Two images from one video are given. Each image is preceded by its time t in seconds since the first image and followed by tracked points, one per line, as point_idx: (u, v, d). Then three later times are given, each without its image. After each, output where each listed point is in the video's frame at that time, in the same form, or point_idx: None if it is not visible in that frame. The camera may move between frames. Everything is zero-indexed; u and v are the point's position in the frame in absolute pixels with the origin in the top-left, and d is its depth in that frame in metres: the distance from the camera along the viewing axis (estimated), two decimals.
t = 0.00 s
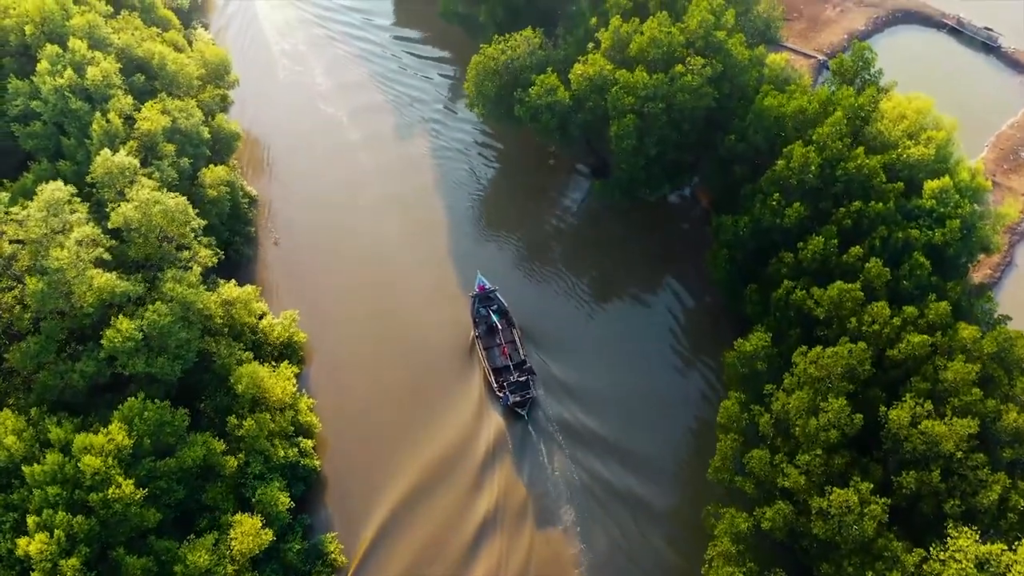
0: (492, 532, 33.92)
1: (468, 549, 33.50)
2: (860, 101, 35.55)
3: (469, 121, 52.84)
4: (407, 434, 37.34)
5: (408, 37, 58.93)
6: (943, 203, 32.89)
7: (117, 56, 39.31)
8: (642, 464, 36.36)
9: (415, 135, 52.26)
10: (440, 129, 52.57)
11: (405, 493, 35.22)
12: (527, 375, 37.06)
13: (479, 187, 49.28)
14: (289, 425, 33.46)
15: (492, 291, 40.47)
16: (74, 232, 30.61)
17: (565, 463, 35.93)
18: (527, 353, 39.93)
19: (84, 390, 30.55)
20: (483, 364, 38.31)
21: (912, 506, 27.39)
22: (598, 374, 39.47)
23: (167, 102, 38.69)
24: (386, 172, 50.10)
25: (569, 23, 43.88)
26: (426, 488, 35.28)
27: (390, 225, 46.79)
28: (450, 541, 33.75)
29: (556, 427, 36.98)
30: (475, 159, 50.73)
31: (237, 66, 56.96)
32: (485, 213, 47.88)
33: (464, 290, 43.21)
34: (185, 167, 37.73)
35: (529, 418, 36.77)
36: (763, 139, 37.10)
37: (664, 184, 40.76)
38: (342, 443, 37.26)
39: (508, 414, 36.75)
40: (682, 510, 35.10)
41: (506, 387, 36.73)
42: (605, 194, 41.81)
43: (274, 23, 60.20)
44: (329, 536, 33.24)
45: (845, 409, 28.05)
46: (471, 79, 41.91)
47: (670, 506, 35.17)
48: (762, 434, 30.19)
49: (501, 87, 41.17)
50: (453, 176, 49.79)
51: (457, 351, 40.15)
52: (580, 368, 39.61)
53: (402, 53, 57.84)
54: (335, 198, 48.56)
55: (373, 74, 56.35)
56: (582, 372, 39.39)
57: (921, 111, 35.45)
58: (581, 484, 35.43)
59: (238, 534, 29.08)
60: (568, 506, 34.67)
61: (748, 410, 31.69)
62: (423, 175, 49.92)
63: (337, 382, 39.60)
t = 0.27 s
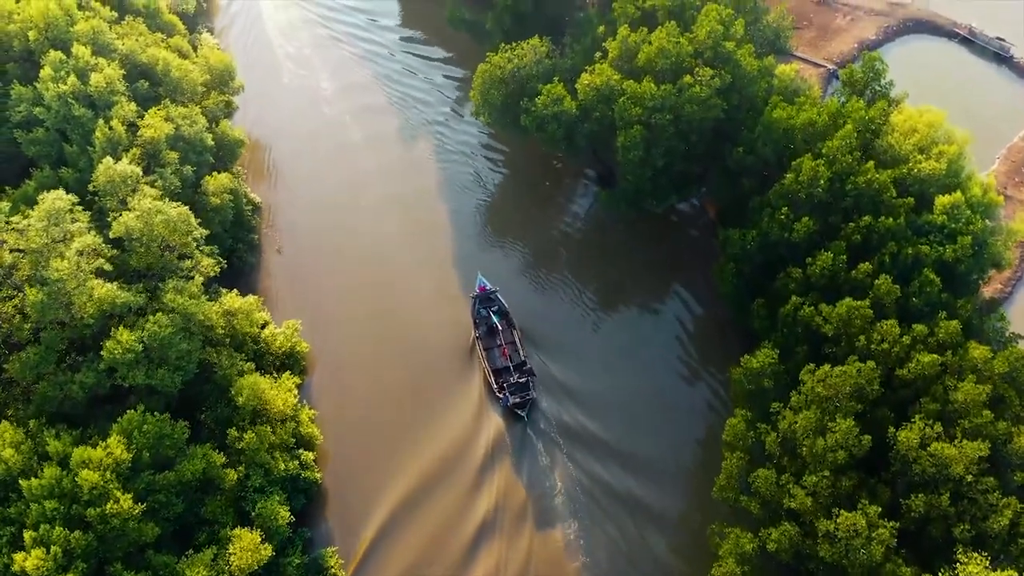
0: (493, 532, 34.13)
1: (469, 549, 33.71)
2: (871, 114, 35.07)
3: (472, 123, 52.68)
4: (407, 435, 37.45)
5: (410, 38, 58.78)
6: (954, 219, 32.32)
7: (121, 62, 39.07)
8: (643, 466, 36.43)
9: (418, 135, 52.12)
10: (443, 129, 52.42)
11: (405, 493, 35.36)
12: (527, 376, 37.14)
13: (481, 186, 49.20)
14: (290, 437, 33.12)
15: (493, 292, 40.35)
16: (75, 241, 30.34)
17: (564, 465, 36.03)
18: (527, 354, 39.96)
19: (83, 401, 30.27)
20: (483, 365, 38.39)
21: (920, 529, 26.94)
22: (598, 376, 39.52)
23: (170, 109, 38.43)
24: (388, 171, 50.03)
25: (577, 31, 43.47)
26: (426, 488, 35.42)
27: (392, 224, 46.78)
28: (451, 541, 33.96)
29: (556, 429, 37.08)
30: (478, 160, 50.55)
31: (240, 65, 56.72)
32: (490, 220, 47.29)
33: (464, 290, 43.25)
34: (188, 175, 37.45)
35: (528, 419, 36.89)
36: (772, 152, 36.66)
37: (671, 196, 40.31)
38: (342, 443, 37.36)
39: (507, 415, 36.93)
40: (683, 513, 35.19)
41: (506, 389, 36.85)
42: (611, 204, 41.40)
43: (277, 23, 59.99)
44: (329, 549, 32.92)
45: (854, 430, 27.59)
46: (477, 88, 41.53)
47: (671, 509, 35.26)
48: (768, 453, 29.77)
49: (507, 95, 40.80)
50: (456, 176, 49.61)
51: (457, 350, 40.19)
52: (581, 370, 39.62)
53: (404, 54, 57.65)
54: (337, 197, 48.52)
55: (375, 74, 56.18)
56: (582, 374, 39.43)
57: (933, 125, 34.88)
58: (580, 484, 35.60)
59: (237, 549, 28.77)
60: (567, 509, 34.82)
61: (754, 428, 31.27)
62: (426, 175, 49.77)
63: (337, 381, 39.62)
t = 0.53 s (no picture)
0: (493, 533, 34.16)
1: (468, 549, 33.75)
2: (881, 127, 34.58)
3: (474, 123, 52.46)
4: (408, 435, 37.56)
5: (413, 38, 58.60)
6: (966, 236, 31.78)
7: (125, 69, 38.84)
8: (643, 468, 36.23)
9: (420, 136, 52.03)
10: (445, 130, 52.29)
11: (406, 494, 35.46)
12: (527, 378, 37.18)
13: (485, 186, 49.06)
14: (291, 449, 32.80)
15: (493, 293, 40.39)
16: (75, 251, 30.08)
17: (563, 468, 36.00)
18: (528, 356, 39.98)
19: (83, 413, 30.02)
20: (483, 365, 38.49)
21: (929, 554, 26.48)
22: (599, 378, 39.39)
23: (174, 116, 38.19)
24: (391, 172, 50.12)
25: (584, 39, 43.08)
26: (426, 489, 35.54)
27: (394, 225, 46.90)
28: (451, 541, 34.00)
29: (555, 431, 37.03)
30: (480, 160, 50.35)
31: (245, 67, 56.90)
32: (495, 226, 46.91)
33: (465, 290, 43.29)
34: (190, 183, 37.17)
35: (528, 421, 36.90)
36: (781, 165, 36.24)
37: (678, 208, 39.84)
38: (344, 443, 37.50)
39: (507, 417, 37.01)
40: (683, 517, 34.86)
41: (506, 390, 36.98)
42: (617, 216, 40.98)
43: (283, 23, 60.11)
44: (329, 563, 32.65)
45: (862, 452, 27.14)
46: (483, 96, 41.17)
47: (671, 512, 34.96)
48: (775, 472, 29.36)
49: (513, 105, 40.42)
50: (458, 177, 49.47)
51: (457, 351, 40.32)
52: (581, 372, 39.55)
53: (407, 55, 57.52)
54: (341, 198, 48.66)
55: (378, 74, 56.11)
56: (584, 377, 39.29)
57: (944, 139, 34.34)
58: (579, 486, 35.53)
59: (235, 565, 28.44)
60: (565, 510, 34.75)
61: (761, 446, 30.87)
62: (428, 176, 49.74)
63: (339, 383, 39.77)
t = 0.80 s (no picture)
0: (494, 532, 34.11)
1: (468, 549, 33.71)
2: (892, 141, 34.10)
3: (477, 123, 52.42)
4: (408, 435, 37.50)
5: (415, 38, 58.45)
6: (978, 252, 31.38)
7: (129, 75, 38.57)
8: (643, 470, 36.14)
9: (423, 137, 51.98)
10: (448, 131, 52.23)
11: (406, 494, 35.43)
12: (527, 380, 37.05)
13: (491, 192, 48.72)
14: (291, 462, 32.44)
15: (494, 294, 40.26)
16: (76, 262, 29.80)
17: (562, 469, 35.90)
18: (528, 357, 39.88)
19: (81, 425, 29.74)
20: (483, 366, 38.44)
21: None
22: (599, 380, 39.29)
23: (177, 123, 37.92)
24: (394, 172, 50.08)
25: (591, 47, 42.68)
26: (427, 488, 35.50)
27: (397, 224, 46.86)
28: (452, 541, 33.96)
29: (554, 433, 36.89)
30: (483, 161, 50.24)
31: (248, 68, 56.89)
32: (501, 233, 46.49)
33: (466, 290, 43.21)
34: (193, 191, 36.87)
35: (528, 422, 36.78)
36: (791, 178, 35.78)
37: (685, 220, 39.34)
38: (344, 443, 37.45)
39: (507, 418, 36.88)
40: (683, 520, 34.79)
41: (506, 391, 36.89)
42: (623, 227, 40.52)
43: (287, 24, 60.10)
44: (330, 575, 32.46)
45: (870, 474, 26.69)
46: (489, 105, 40.79)
47: (670, 514, 34.89)
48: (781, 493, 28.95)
49: (519, 114, 40.02)
50: (460, 178, 49.40)
51: (457, 350, 40.27)
52: (581, 373, 39.44)
53: (410, 55, 57.40)
54: (343, 199, 48.63)
55: (381, 75, 56.06)
56: (585, 380, 39.16)
57: (956, 153, 33.90)
58: (579, 487, 35.42)
59: None
60: (564, 512, 34.64)
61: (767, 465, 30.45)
62: (431, 177, 49.71)
63: (339, 383, 39.72)
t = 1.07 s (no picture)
0: (494, 532, 33.74)
1: (468, 549, 33.32)
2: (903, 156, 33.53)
3: (480, 124, 52.38)
4: (408, 435, 37.29)
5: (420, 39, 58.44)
6: (989, 270, 30.80)
7: (133, 81, 38.31)
8: (643, 472, 35.73)
9: (427, 137, 51.93)
10: (452, 131, 52.15)
11: (406, 494, 35.15)
12: (527, 381, 37.12)
13: (495, 197, 48.45)
14: (292, 475, 32.10)
15: (496, 295, 40.71)
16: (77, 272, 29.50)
17: (561, 470, 35.55)
18: (529, 358, 39.72)
19: (81, 437, 29.46)
20: (484, 366, 38.42)
21: None
22: (600, 383, 39.10)
23: (181, 130, 37.67)
24: (398, 173, 50.04)
25: (599, 56, 42.27)
26: (426, 488, 35.21)
27: (399, 225, 46.81)
28: (452, 540, 33.60)
29: (554, 434, 36.59)
30: (486, 161, 50.17)
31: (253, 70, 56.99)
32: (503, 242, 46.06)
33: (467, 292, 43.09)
34: (196, 200, 36.57)
35: (528, 424, 36.59)
36: (800, 191, 35.33)
37: (692, 232, 38.80)
38: (344, 444, 37.23)
39: (507, 419, 36.72)
40: (683, 524, 34.30)
41: (507, 392, 36.78)
42: (630, 239, 40.04)
43: (293, 25, 60.25)
44: None
45: (879, 497, 26.25)
46: (495, 113, 40.45)
47: (671, 517, 34.42)
48: (787, 514, 28.53)
49: (526, 123, 39.64)
50: (462, 179, 49.32)
51: (458, 350, 40.15)
52: (582, 376, 39.26)
53: (414, 55, 57.37)
54: (345, 200, 48.60)
55: (386, 75, 56.07)
56: (587, 383, 38.92)
57: (969, 168, 33.21)
58: (578, 490, 35.04)
59: None
60: (562, 514, 34.28)
61: (773, 484, 30.04)
62: (434, 178, 49.66)
63: (340, 384, 39.57)
